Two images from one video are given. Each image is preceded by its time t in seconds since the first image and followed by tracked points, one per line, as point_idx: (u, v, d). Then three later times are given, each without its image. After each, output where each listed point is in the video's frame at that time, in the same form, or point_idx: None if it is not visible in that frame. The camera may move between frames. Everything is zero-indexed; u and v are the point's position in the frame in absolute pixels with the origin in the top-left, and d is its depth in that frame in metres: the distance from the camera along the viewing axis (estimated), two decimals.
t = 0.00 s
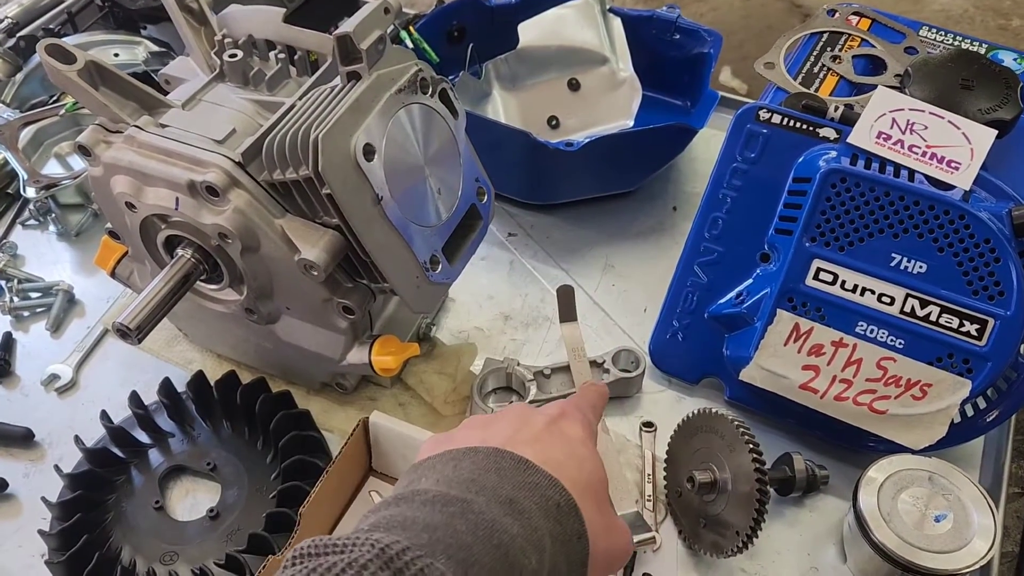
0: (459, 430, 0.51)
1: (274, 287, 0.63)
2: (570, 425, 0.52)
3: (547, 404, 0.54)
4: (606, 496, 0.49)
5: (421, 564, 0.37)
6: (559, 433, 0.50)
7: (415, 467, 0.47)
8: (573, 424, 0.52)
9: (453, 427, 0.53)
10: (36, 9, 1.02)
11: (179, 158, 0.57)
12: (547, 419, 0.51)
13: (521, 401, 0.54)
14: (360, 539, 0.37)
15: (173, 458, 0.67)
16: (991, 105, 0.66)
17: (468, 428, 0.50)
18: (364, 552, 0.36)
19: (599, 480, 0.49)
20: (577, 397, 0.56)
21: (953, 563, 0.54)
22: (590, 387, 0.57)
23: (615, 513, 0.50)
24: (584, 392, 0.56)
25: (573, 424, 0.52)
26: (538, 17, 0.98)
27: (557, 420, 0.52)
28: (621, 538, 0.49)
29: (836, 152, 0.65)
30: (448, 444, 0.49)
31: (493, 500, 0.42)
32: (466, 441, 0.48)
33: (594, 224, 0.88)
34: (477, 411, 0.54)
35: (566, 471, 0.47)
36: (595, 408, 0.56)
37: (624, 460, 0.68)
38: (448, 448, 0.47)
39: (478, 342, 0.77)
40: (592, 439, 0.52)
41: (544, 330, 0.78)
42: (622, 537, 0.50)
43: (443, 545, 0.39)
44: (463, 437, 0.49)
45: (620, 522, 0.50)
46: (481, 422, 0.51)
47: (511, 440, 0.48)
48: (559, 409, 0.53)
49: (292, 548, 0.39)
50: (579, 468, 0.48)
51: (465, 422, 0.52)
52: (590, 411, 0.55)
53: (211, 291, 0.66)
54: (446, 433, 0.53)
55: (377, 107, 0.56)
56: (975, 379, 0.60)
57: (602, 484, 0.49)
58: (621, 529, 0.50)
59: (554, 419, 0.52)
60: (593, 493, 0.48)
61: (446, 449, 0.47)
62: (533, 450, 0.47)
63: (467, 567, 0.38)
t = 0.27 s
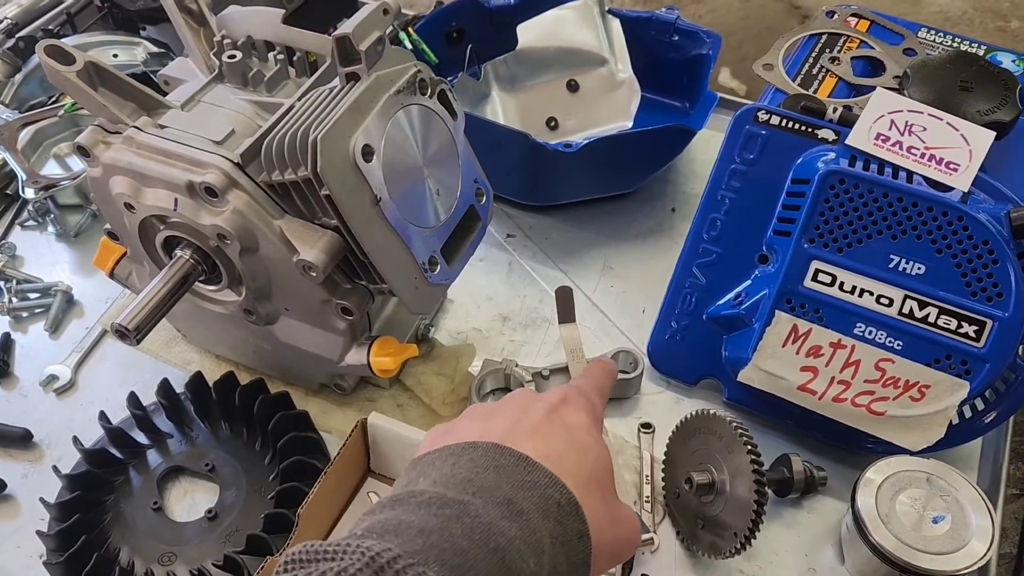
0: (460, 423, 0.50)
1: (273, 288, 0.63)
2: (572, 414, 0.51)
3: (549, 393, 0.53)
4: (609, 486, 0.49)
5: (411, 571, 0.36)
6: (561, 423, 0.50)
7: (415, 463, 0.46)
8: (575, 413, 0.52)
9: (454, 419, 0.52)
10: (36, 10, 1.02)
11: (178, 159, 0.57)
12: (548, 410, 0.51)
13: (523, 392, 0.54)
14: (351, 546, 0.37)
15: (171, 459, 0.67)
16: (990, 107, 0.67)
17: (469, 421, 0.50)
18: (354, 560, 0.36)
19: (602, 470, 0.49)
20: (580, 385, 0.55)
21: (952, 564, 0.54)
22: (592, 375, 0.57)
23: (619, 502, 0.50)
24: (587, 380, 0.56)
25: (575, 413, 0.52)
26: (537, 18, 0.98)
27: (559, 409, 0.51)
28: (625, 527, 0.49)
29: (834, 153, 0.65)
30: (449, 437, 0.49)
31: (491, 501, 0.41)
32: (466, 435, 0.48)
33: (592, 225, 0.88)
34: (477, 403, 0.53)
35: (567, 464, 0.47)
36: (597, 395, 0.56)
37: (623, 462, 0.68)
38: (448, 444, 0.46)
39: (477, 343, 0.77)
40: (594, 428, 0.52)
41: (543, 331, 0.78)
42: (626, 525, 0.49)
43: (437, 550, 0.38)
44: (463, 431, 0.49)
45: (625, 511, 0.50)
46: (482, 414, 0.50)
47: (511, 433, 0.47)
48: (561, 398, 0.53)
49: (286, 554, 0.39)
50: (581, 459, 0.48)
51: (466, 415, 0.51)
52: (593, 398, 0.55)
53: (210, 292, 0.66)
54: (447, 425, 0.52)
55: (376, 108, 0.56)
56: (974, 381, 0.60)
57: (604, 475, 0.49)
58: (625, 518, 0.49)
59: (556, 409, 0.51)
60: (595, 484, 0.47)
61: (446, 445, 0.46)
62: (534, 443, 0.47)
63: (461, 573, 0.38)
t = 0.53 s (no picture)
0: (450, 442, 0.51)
1: (273, 292, 0.64)
2: (561, 433, 0.52)
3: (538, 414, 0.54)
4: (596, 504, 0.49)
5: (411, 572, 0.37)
6: (550, 442, 0.51)
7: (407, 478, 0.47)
8: (563, 433, 0.53)
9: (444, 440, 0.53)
10: (41, 15, 1.03)
11: (180, 163, 0.57)
12: (537, 428, 0.51)
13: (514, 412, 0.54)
14: (348, 551, 0.37)
15: (171, 462, 0.67)
16: (989, 114, 0.67)
17: (459, 439, 0.51)
18: (355, 563, 0.36)
19: (589, 487, 0.49)
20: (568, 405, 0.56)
21: (949, 570, 0.54)
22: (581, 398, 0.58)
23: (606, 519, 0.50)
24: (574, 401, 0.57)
25: (563, 433, 0.52)
26: (538, 24, 0.97)
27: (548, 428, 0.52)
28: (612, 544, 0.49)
29: (833, 159, 0.66)
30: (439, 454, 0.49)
31: (485, 509, 0.42)
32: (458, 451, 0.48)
33: (592, 230, 0.88)
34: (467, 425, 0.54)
35: (556, 479, 0.47)
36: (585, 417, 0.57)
37: (621, 467, 0.68)
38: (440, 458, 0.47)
39: (476, 348, 0.77)
40: (582, 448, 0.53)
41: (542, 336, 0.78)
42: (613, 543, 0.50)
43: (433, 553, 0.39)
44: (455, 448, 0.49)
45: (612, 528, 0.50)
46: (472, 433, 0.51)
47: (501, 450, 0.48)
48: (550, 418, 0.53)
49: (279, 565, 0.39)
50: (569, 476, 0.48)
51: (456, 434, 0.52)
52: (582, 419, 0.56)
53: (211, 296, 0.66)
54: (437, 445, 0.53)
55: (376, 112, 0.56)
56: (971, 387, 0.60)
57: (592, 491, 0.49)
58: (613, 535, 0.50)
59: (544, 428, 0.52)
60: (583, 500, 0.48)
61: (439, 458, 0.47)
62: (523, 459, 0.47)
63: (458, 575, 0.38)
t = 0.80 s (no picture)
0: (449, 461, 0.49)
1: (279, 298, 0.65)
2: (565, 463, 0.49)
3: (544, 430, 0.51)
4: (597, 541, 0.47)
5: None
6: (551, 475, 0.47)
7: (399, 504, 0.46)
8: (567, 459, 0.49)
9: (444, 453, 0.51)
10: (53, 23, 1.07)
11: (189, 171, 0.59)
12: (539, 458, 0.48)
13: (520, 421, 0.52)
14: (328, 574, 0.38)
15: (177, 465, 0.68)
16: (988, 127, 0.68)
17: (459, 464, 0.48)
18: None
19: (588, 524, 0.47)
20: (578, 410, 0.53)
21: None
22: (593, 393, 0.54)
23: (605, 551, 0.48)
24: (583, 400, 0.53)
25: (568, 461, 0.49)
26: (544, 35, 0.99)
27: (551, 454, 0.49)
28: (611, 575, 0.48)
29: (833, 171, 0.66)
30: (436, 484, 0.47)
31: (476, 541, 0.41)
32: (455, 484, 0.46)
33: (595, 239, 0.89)
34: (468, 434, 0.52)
35: (554, 524, 0.45)
36: (600, 418, 0.53)
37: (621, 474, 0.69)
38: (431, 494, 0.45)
39: (479, 355, 0.78)
40: (587, 471, 0.49)
41: (544, 343, 0.79)
42: None
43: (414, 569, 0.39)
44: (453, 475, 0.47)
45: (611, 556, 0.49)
46: (471, 456, 0.49)
47: (498, 490, 0.45)
48: (556, 438, 0.50)
49: None
50: (569, 522, 0.46)
51: (454, 452, 0.50)
52: (592, 429, 0.52)
53: (218, 301, 0.67)
54: (437, 456, 0.51)
55: (382, 122, 0.58)
56: (969, 398, 0.60)
57: (591, 530, 0.47)
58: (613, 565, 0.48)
59: (546, 455, 0.49)
60: (582, 543, 0.46)
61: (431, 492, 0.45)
62: (522, 504, 0.45)
63: None
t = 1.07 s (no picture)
0: (411, 485, 0.51)
1: (292, 300, 0.66)
2: (527, 514, 0.52)
3: (513, 470, 0.53)
4: None
5: None
6: (510, 527, 0.50)
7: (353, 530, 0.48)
8: (529, 508, 0.52)
9: (409, 471, 0.52)
10: (76, 31, 1.08)
11: (207, 176, 0.61)
12: (503, 506, 0.51)
13: (490, 448, 0.53)
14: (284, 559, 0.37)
15: (190, 460, 0.70)
16: (988, 142, 0.69)
17: (422, 495, 0.50)
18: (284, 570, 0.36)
19: None
20: (548, 452, 0.55)
21: None
22: (564, 434, 0.56)
23: None
24: (553, 438, 0.56)
25: (530, 512, 0.52)
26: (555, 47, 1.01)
27: (515, 503, 0.51)
28: None
29: (835, 183, 0.67)
30: (396, 514, 0.49)
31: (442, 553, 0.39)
32: (415, 521, 0.48)
33: (602, 247, 0.90)
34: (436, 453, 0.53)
35: None
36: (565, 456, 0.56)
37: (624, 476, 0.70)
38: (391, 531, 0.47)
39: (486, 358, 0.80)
40: (547, 521, 0.53)
41: (550, 348, 0.80)
42: None
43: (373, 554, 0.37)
44: (410, 506, 0.50)
45: None
46: (435, 486, 0.51)
47: (457, 538, 0.48)
48: (524, 484, 0.52)
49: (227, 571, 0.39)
50: None
51: (418, 476, 0.52)
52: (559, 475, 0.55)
53: (233, 302, 0.69)
54: (402, 473, 0.52)
55: (395, 130, 0.59)
56: (966, 406, 0.61)
57: None
58: None
59: (511, 504, 0.51)
60: None
61: (391, 528, 0.47)
62: (477, 557, 0.48)
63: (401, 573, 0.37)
